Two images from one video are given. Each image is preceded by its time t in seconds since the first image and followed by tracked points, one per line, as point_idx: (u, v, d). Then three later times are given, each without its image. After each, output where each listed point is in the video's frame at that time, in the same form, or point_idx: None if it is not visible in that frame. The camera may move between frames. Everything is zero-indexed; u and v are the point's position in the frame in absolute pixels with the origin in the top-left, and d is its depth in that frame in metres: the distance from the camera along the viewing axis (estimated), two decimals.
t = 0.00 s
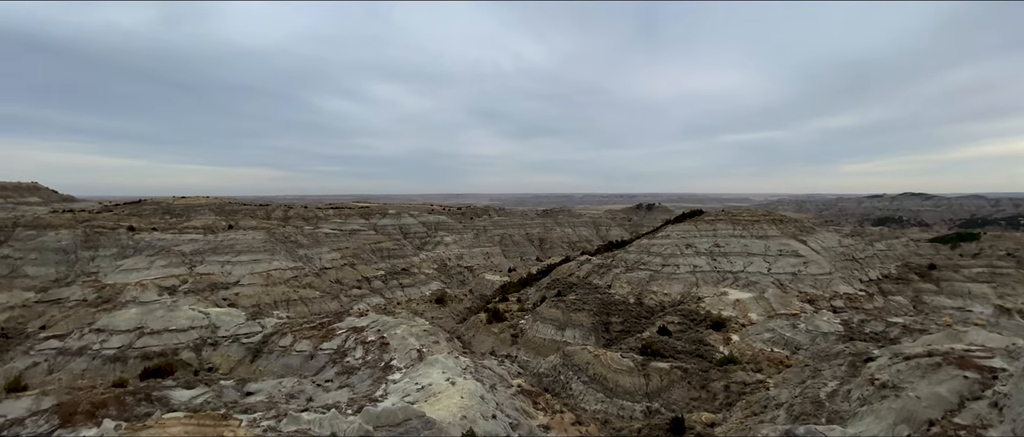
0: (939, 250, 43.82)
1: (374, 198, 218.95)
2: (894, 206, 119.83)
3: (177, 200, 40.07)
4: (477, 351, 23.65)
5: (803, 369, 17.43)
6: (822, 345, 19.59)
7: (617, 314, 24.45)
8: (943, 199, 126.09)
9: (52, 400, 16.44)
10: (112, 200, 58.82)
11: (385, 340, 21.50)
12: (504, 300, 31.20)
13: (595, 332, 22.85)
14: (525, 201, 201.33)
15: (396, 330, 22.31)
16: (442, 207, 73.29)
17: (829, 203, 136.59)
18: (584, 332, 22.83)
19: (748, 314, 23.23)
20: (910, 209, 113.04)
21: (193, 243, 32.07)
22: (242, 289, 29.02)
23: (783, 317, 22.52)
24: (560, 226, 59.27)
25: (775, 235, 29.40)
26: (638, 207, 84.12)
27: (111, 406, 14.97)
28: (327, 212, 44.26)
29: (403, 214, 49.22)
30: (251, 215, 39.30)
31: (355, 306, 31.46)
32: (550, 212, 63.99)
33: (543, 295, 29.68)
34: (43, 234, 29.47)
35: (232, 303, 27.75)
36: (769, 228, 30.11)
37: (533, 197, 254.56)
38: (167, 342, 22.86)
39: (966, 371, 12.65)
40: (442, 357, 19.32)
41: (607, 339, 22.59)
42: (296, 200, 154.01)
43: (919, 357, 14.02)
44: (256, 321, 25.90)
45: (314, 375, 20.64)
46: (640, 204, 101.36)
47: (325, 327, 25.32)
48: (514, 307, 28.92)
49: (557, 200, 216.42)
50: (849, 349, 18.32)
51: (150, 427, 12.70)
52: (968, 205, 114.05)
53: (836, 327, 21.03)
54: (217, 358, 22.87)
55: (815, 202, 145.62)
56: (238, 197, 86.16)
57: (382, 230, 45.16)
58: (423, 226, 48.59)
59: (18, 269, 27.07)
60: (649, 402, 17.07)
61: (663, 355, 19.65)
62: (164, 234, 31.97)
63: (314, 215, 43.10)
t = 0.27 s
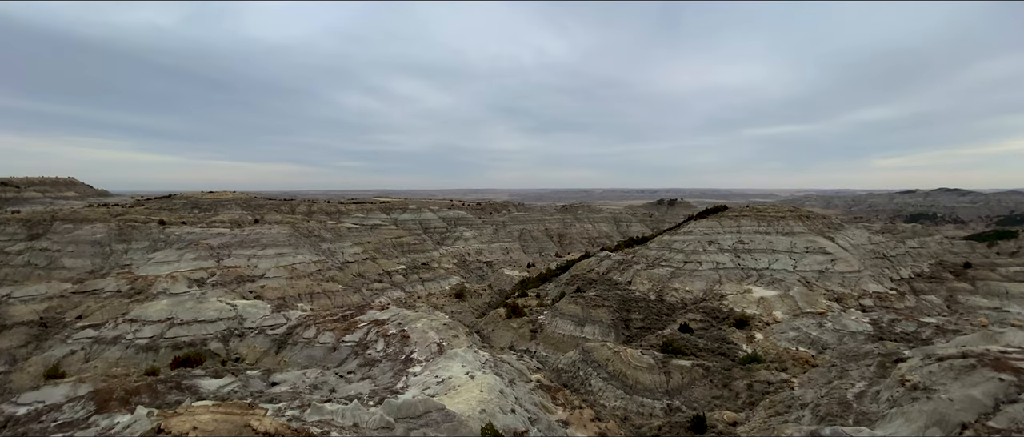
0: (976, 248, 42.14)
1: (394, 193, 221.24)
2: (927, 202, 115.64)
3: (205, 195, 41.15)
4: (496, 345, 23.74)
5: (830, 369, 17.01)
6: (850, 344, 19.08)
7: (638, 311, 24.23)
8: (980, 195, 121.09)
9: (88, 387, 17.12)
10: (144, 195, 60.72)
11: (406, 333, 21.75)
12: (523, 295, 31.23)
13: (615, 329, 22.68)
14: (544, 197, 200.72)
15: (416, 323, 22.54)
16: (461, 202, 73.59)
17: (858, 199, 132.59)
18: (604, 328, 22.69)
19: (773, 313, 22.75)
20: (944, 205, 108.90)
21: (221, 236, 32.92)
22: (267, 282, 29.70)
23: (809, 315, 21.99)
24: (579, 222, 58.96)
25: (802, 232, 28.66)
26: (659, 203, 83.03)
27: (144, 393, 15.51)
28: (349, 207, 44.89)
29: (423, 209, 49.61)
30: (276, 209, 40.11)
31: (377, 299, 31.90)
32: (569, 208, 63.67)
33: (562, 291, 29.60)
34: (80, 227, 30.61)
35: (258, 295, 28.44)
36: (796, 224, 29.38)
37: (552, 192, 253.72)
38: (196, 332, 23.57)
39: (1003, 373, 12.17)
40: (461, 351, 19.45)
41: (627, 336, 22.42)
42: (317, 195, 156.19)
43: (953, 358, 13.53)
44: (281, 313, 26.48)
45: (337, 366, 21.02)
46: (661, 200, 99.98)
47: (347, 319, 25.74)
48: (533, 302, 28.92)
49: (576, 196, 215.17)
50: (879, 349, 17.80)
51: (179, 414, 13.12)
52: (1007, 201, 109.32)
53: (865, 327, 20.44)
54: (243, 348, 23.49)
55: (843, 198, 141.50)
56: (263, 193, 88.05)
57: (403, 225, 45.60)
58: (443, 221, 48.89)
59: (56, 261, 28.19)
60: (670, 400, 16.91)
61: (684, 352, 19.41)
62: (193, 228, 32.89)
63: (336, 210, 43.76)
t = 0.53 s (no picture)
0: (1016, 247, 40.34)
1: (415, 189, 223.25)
2: (963, 199, 111.29)
3: (232, 190, 42.18)
4: (515, 341, 23.80)
5: (858, 370, 16.55)
6: (879, 345, 18.52)
7: (658, 308, 23.97)
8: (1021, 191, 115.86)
9: (122, 375, 17.77)
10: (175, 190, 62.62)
11: (426, 327, 21.96)
12: (542, 291, 31.21)
13: (635, 326, 22.49)
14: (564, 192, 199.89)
15: (437, 318, 22.74)
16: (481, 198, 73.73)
17: (889, 196, 128.34)
18: (624, 325, 22.52)
19: (799, 311, 22.23)
20: (982, 202, 104.58)
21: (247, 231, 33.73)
22: (292, 275, 30.34)
23: (837, 315, 21.42)
24: (599, 218, 58.55)
25: (830, 229, 27.88)
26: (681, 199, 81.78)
27: (174, 382, 16.03)
28: (370, 203, 45.47)
29: (443, 205, 49.93)
30: (300, 205, 40.88)
31: (398, 293, 32.30)
32: (589, 204, 63.26)
33: (581, 287, 29.48)
34: (114, 221, 31.71)
35: (283, 288, 29.09)
36: (824, 221, 28.60)
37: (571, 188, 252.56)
38: (224, 324, 24.24)
39: None
40: (481, 346, 19.56)
41: (647, 333, 22.21)
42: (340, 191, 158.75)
43: (990, 361, 13.02)
44: (305, 306, 27.02)
45: (359, 359, 21.36)
46: (683, 196, 98.48)
47: (369, 313, 26.12)
48: (553, 298, 28.88)
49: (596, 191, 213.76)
50: (910, 350, 17.24)
51: (208, 402, 13.51)
52: None
53: (896, 327, 19.82)
54: (269, 340, 24.06)
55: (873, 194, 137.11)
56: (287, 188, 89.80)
57: (423, 221, 45.99)
58: (462, 217, 49.14)
59: (92, 254, 29.30)
60: (691, 398, 16.71)
61: (706, 351, 19.13)
62: (220, 223, 33.77)
63: (358, 205, 44.37)
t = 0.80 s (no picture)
0: None
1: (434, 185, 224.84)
2: (1002, 195, 106.74)
3: (257, 186, 43.12)
4: (535, 337, 23.82)
5: (889, 372, 16.07)
6: (911, 346, 17.95)
7: (680, 306, 23.66)
8: None
9: (154, 365, 18.38)
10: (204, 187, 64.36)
11: (447, 322, 22.13)
12: (562, 288, 31.13)
13: (656, 324, 22.26)
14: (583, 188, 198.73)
15: (457, 313, 22.89)
16: (501, 194, 73.78)
17: (922, 192, 123.92)
18: (645, 323, 22.31)
19: (826, 311, 21.69)
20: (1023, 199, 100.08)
21: (273, 226, 34.46)
22: (316, 270, 30.91)
23: (866, 314, 20.82)
24: (620, 215, 58.04)
25: (860, 226, 27.09)
26: (704, 195, 80.42)
27: (204, 373, 16.52)
28: (391, 199, 45.96)
29: (463, 201, 50.16)
30: (323, 200, 41.56)
31: (418, 288, 32.63)
32: (609, 200, 62.72)
33: (602, 283, 29.29)
34: (146, 216, 32.74)
35: (307, 282, 29.66)
36: (853, 218, 27.79)
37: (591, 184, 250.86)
38: (251, 317, 24.85)
39: None
40: (500, 341, 19.62)
41: (668, 331, 21.96)
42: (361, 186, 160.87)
43: None
44: (329, 300, 27.51)
45: (380, 352, 21.67)
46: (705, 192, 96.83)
47: (390, 307, 26.45)
48: (572, 295, 28.78)
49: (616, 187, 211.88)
50: (944, 352, 16.67)
51: (236, 392, 13.86)
52: None
53: (930, 328, 19.16)
54: (293, 333, 24.57)
55: (905, 190, 132.47)
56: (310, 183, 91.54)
57: (443, 217, 46.28)
58: (482, 213, 49.29)
59: (126, 248, 30.33)
60: (713, 398, 16.48)
61: (729, 350, 18.82)
62: (247, 218, 34.58)
63: (380, 201, 44.89)
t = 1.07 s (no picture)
0: None
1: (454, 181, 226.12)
2: None
3: (283, 183, 44.02)
4: (555, 334, 23.78)
5: (922, 375, 15.54)
6: (946, 349, 17.33)
7: (703, 305, 23.30)
8: None
9: (185, 356, 18.98)
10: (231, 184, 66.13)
11: (467, 318, 22.25)
12: (582, 285, 30.99)
13: (678, 322, 21.97)
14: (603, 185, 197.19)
15: (477, 309, 23.00)
16: (521, 190, 73.76)
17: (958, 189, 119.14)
18: (667, 321, 22.04)
19: (855, 311, 21.08)
20: None
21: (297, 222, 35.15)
22: (339, 265, 31.43)
23: (898, 315, 20.18)
24: (641, 212, 57.40)
25: (892, 224, 26.22)
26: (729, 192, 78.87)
27: (232, 364, 16.99)
28: (412, 195, 46.39)
29: (483, 198, 50.31)
30: (346, 197, 42.18)
31: (439, 284, 32.90)
32: (630, 197, 62.07)
33: (622, 281, 29.04)
34: (177, 212, 33.76)
35: (331, 277, 30.19)
36: (885, 216, 26.93)
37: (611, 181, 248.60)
38: (277, 310, 25.43)
39: None
40: (520, 338, 19.64)
41: (691, 330, 21.66)
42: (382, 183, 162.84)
43: None
44: (351, 295, 27.95)
45: (402, 347, 21.93)
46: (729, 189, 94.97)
47: (411, 302, 26.73)
48: (592, 292, 28.62)
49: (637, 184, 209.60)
50: (982, 356, 16.03)
51: (262, 384, 14.21)
52: None
53: (967, 330, 18.45)
54: (318, 326, 25.05)
55: (940, 186, 127.51)
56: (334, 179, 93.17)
57: (464, 213, 46.50)
58: (502, 209, 49.36)
59: (158, 242, 31.35)
60: (737, 398, 16.20)
61: (754, 350, 18.45)
62: (273, 214, 35.35)
63: (401, 198, 45.35)
